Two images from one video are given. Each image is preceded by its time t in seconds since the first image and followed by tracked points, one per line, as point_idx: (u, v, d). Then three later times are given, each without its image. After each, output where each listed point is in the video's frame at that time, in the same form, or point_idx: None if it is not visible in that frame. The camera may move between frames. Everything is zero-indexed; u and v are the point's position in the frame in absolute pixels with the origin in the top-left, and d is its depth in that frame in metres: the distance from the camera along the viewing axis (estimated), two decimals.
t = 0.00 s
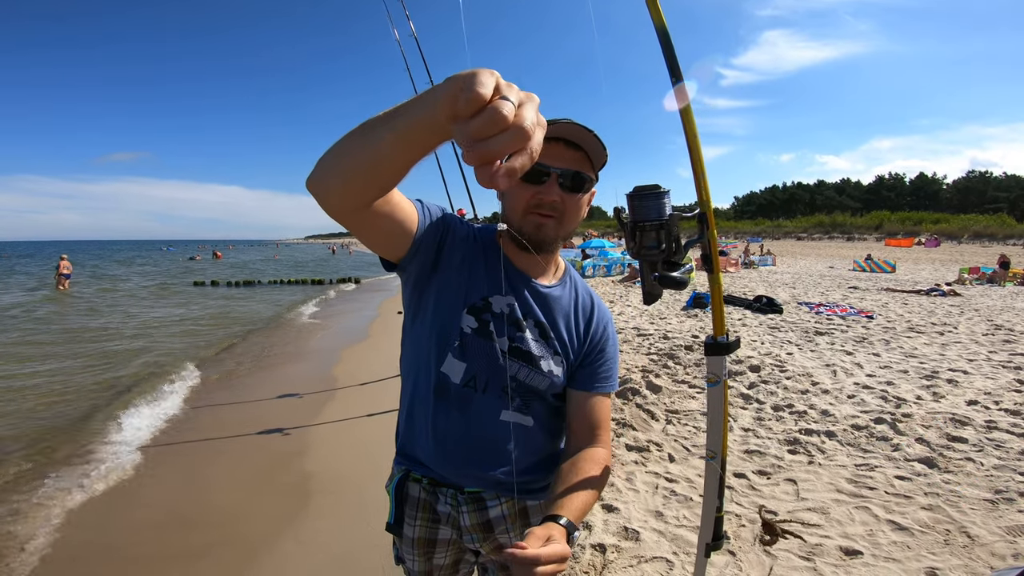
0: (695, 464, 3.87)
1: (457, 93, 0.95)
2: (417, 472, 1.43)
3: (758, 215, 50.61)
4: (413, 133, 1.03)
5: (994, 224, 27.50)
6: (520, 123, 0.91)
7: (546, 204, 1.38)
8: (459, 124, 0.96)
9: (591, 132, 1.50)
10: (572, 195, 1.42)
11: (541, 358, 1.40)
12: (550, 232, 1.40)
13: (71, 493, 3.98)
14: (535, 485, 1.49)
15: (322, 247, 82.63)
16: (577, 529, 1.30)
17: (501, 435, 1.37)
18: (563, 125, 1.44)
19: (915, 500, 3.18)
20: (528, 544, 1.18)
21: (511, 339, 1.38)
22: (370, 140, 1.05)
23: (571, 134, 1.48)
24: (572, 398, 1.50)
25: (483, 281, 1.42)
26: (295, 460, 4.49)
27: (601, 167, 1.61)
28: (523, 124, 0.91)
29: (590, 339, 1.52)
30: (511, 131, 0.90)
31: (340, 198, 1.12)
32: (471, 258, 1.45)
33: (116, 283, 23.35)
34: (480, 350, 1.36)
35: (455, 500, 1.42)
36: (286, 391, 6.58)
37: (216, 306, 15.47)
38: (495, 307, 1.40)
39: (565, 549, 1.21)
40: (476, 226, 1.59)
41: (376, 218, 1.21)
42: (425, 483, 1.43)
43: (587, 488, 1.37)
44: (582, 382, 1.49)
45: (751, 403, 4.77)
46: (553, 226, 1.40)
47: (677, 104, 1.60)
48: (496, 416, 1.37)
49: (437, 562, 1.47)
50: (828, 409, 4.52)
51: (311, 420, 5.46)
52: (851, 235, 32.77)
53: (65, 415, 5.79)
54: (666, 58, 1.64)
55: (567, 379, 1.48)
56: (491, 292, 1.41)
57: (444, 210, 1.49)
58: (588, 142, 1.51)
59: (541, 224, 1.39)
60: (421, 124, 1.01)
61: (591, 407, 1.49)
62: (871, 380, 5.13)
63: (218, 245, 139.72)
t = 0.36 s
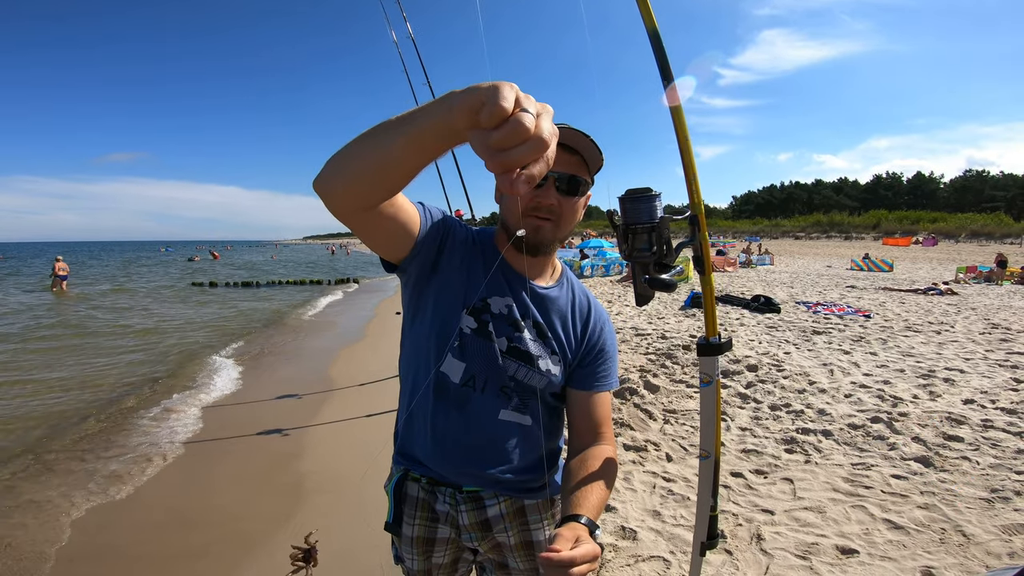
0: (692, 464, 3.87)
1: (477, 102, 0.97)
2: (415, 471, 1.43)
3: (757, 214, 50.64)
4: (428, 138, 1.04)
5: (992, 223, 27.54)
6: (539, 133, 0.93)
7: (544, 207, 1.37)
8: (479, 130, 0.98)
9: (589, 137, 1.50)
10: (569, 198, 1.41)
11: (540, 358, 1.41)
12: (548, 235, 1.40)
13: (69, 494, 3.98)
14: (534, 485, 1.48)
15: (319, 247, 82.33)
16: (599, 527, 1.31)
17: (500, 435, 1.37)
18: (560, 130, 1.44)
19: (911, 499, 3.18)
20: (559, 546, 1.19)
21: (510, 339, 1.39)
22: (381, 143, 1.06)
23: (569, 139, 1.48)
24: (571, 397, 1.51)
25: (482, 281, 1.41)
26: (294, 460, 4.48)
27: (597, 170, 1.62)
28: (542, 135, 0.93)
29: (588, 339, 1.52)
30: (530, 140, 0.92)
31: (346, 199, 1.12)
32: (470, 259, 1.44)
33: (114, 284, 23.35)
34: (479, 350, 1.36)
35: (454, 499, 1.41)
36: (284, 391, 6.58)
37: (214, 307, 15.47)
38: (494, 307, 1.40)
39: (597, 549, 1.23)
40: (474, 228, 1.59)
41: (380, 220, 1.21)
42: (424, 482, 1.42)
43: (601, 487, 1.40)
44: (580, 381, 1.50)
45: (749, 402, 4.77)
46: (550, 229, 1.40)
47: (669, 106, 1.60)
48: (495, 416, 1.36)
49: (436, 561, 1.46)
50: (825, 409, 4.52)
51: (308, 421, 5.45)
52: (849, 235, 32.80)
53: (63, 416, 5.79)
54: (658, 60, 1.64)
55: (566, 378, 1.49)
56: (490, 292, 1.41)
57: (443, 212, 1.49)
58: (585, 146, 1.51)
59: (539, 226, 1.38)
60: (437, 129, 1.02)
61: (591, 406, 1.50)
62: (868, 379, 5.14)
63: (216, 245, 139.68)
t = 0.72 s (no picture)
0: (691, 464, 3.86)
1: (488, 101, 0.97)
2: (415, 471, 1.43)
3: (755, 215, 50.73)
4: (437, 137, 1.04)
5: (989, 224, 27.62)
6: (549, 133, 0.93)
7: (549, 209, 1.37)
8: (488, 129, 0.97)
9: (595, 139, 1.50)
10: (573, 200, 1.41)
11: (541, 360, 1.40)
12: (552, 237, 1.40)
13: (66, 494, 3.97)
14: (534, 487, 1.47)
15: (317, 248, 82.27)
16: (590, 536, 1.30)
17: (501, 437, 1.37)
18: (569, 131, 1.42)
19: (909, 499, 3.18)
20: (548, 560, 1.17)
21: (511, 341, 1.38)
22: (389, 142, 1.06)
23: (575, 140, 1.48)
24: (571, 399, 1.50)
25: (485, 282, 1.41)
26: (293, 461, 4.47)
27: (602, 172, 1.62)
28: (552, 134, 0.93)
29: (589, 341, 1.52)
30: (541, 139, 0.92)
31: (352, 198, 1.11)
32: (473, 260, 1.43)
33: (111, 285, 23.30)
34: (481, 351, 1.36)
35: (454, 499, 1.40)
36: (282, 392, 6.56)
37: (212, 308, 15.44)
38: (496, 308, 1.40)
39: (587, 562, 1.21)
40: (477, 229, 1.58)
41: (385, 220, 1.21)
42: (424, 483, 1.42)
43: (595, 494, 1.38)
44: (580, 383, 1.49)
45: (747, 402, 4.77)
46: (554, 231, 1.40)
47: (666, 107, 1.60)
48: (496, 418, 1.36)
49: (436, 562, 1.46)
50: (823, 409, 4.52)
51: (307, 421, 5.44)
52: (847, 235, 32.88)
53: (59, 417, 5.77)
54: (655, 60, 1.64)
55: (566, 381, 1.49)
56: (492, 293, 1.41)
57: (448, 213, 1.48)
58: (590, 148, 1.51)
59: (543, 228, 1.38)
60: (446, 127, 1.02)
61: (590, 409, 1.49)
62: (866, 379, 5.14)
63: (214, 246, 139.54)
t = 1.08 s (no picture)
0: (691, 465, 3.87)
1: (487, 107, 0.98)
2: (418, 474, 1.43)
3: (754, 215, 50.80)
4: (434, 140, 1.04)
5: (988, 224, 27.67)
6: (546, 139, 0.93)
7: (551, 208, 1.37)
8: (487, 135, 0.98)
9: (597, 138, 1.50)
10: (574, 199, 1.41)
11: (544, 360, 1.41)
12: (555, 237, 1.40)
13: (65, 495, 3.97)
14: (537, 488, 1.48)
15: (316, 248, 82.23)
16: (586, 536, 1.31)
17: (504, 437, 1.37)
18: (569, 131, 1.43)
19: (909, 500, 3.19)
20: (543, 559, 1.18)
21: (514, 341, 1.38)
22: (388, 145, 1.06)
23: (576, 140, 1.49)
24: (573, 399, 1.50)
25: (486, 283, 1.41)
26: (293, 462, 4.47)
27: (603, 172, 1.62)
28: (549, 140, 0.93)
29: (591, 341, 1.52)
30: (538, 145, 0.92)
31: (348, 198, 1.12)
32: (474, 261, 1.44)
33: (109, 286, 23.28)
34: (483, 352, 1.36)
35: (457, 502, 1.40)
36: (281, 393, 6.56)
37: (210, 308, 15.43)
38: (498, 309, 1.40)
39: (580, 562, 1.22)
40: (477, 230, 1.58)
41: (383, 221, 1.21)
42: (427, 486, 1.42)
43: (593, 494, 1.39)
44: (582, 383, 1.49)
45: (747, 403, 4.78)
46: (557, 230, 1.40)
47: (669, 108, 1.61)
48: (499, 418, 1.36)
49: (438, 564, 1.46)
50: (822, 410, 4.53)
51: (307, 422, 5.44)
52: (845, 236, 32.91)
53: (57, 418, 5.76)
54: (658, 62, 1.64)
55: (569, 381, 1.49)
56: (494, 294, 1.41)
57: (448, 213, 1.48)
58: (592, 147, 1.51)
59: (546, 228, 1.38)
60: (443, 130, 1.02)
61: (592, 409, 1.50)
62: (866, 380, 5.15)
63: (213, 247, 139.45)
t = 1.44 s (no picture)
0: (690, 464, 3.86)
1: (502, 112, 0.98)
2: (415, 475, 1.42)
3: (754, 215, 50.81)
4: (440, 140, 1.04)
5: (987, 224, 27.68)
6: (558, 147, 0.95)
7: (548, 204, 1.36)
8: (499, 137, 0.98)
9: (590, 132, 1.49)
10: (570, 194, 1.41)
11: (541, 358, 1.40)
12: (551, 233, 1.38)
13: (61, 495, 3.96)
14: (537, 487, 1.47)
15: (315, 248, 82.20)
16: (595, 535, 1.30)
17: (501, 436, 1.36)
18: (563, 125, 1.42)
19: (909, 499, 3.18)
20: (556, 561, 1.17)
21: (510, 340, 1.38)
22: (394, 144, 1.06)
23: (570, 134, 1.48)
24: (572, 397, 1.49)
25: (481, 281, 1.40)
26: (292, 461, 4.46)
27: (596, 166, 1.62)
28: (561, 148, 0.95)
29: (588, 338, 1.51)
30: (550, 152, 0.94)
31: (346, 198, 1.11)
32: (469, 259, 1.43)
33: (110, 284, 23.24)
34: (480, 352, 1.35)
35: (454, 504, 1.40)
36: (280, 392, 6.55)
37: (210, 307, 15.42)
38: (494, 307, 1.39)
39: (594, 562, 1.21)
40: (471, 228, 1.57)
41: (378, 220, 1.19)
42: (424, 487, 1.41)
43: (599, 492, 1.38)
44: (581, 381, 1.49)
45: (746, 402, 4.77)
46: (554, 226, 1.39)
47: (667, 105, 1.60)
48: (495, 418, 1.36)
49: (436, 565, 1.45)
50: (822, 409, 4.53)
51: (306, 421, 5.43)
52: (845, 236, 32.90)
53: (56, 417, 5.74)
54: (657, 59, 1.63)
55: (567, 379, 1.48)
56: (489, 292, 1.40)
57: (440, 211, 1.47)
58: (586, 141, 1.51)
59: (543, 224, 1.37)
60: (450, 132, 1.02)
61: (590, 406, 1.49)
62: (866, 380, 5.15)
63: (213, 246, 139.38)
